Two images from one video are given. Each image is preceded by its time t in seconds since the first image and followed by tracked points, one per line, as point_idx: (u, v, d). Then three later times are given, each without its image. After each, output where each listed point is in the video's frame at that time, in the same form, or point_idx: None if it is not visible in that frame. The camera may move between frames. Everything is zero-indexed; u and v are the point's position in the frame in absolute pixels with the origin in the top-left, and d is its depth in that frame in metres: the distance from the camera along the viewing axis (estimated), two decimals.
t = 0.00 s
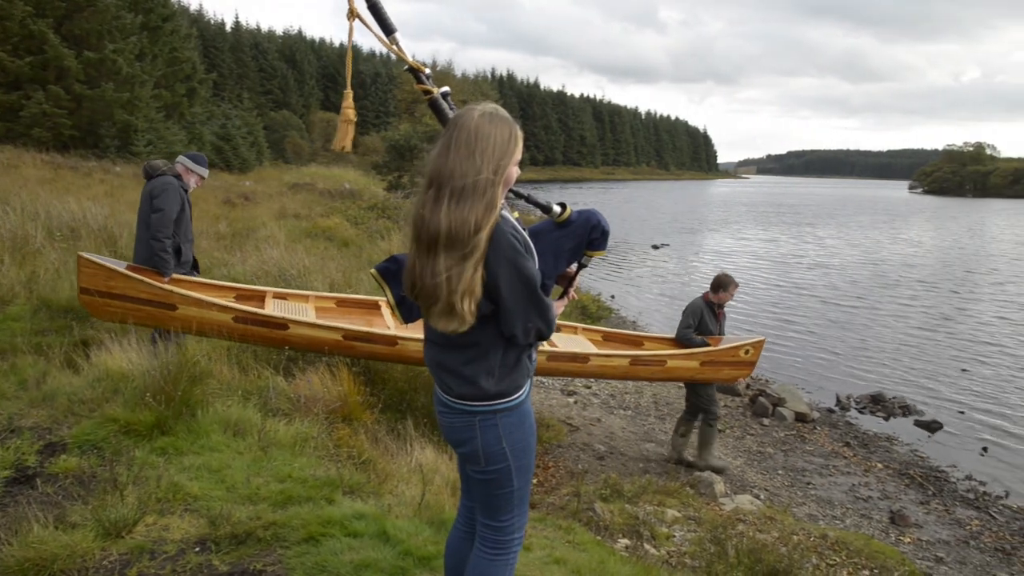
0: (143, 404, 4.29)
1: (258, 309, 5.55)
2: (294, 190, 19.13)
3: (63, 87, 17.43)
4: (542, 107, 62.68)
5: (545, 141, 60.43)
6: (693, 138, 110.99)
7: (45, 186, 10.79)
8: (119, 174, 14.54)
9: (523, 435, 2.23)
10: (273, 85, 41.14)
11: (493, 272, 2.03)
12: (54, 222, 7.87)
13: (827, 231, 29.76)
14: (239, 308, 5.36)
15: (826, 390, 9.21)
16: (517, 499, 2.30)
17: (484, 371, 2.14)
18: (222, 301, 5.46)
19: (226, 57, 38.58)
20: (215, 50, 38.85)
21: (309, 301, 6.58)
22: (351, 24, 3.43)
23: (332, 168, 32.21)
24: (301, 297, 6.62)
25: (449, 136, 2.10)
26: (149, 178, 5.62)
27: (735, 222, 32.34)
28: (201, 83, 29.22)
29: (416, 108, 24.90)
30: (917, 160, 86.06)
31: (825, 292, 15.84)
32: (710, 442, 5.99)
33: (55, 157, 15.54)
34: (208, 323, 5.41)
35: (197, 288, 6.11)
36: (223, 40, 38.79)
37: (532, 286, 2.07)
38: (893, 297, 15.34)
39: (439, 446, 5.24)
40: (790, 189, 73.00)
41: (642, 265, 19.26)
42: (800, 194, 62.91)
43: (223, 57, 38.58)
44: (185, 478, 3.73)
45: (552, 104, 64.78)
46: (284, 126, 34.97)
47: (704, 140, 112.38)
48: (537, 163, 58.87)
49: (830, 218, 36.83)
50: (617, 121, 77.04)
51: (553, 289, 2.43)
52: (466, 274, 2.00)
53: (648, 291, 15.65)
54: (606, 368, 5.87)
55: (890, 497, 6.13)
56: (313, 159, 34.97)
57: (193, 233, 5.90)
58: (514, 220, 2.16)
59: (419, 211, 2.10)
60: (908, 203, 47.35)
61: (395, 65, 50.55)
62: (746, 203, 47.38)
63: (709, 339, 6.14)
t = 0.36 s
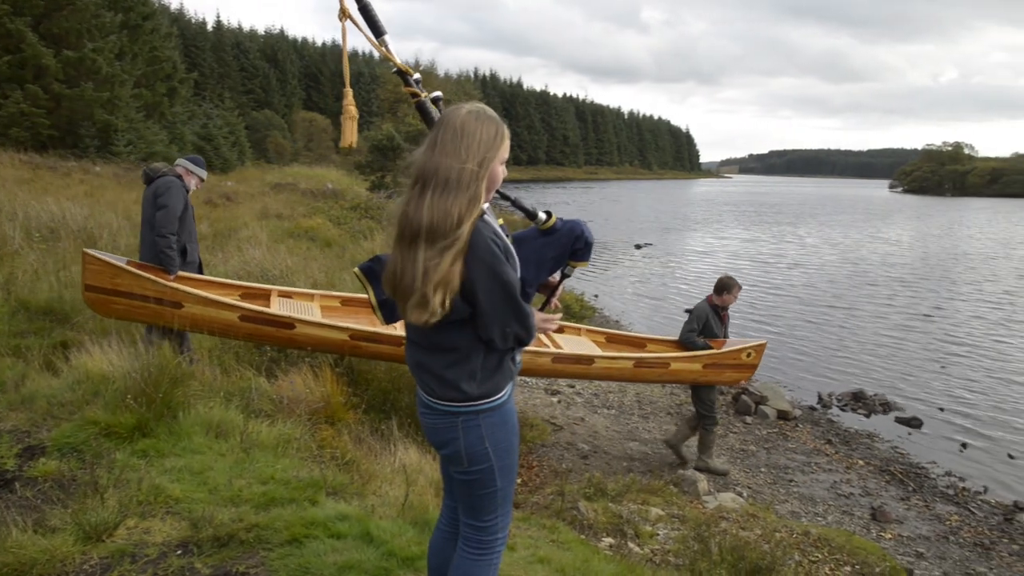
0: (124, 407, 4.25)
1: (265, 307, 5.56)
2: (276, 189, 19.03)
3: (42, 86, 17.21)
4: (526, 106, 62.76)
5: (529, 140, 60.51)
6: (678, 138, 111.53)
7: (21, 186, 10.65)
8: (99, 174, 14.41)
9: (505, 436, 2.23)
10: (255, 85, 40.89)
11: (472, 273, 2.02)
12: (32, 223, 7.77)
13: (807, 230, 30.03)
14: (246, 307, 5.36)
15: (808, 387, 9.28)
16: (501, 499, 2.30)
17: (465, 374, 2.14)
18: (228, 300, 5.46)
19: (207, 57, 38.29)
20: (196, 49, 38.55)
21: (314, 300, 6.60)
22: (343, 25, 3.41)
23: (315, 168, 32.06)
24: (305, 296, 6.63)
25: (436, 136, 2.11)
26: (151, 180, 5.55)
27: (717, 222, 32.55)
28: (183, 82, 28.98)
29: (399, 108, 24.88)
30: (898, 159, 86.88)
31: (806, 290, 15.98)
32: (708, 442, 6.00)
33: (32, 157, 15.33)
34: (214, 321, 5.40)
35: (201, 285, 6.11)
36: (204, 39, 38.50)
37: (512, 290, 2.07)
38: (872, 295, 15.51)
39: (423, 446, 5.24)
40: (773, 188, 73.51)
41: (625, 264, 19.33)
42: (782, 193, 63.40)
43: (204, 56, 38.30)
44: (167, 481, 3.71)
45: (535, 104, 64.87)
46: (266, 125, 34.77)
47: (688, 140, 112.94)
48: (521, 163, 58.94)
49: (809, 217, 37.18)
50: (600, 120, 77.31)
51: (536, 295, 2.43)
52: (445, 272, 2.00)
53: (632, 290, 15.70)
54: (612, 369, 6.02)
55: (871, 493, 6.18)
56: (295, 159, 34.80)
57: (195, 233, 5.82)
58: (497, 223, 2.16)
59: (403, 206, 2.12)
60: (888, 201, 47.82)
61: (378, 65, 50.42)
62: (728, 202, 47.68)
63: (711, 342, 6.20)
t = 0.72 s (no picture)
0: (96, 410, 4.19)
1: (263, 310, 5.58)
2: (251, 189, 18.93)
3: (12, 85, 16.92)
4: (503, 106, 62.85)
5: (506, 141, 60.62)
6: (657, 138, 112.25)
7: None
8: (70, 175, 14.19)
9: (480, 435, 2.23)
10: (231, 84, 40.57)
11: (447, 270, 2.03)
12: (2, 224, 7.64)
13: (780, 229, 30.39)
14: (245, 309, 5.37)
15: (784, 385, 9.37)
16: (475, 499, 2.29)
17: (439, 374, 2.14)
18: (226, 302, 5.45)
19: (181, 56, 37.99)
20: (170, 49, 38.17)
21: (312, 302, 6.60)
22: (322, 25, 3.39)
23: (291, 168, 31.82)
24: (303, 298, 6.61)
25: (413, 132, 2.11)
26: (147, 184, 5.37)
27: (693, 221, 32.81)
28: (156, 82, 28.61)
29: (376, 108, 24.83)
30: (873, 158, 88.08)
31: (781, 288, 16.15)
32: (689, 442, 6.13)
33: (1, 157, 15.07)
34: (213, 324, 5.38)
35: (197, 288, 6.08)
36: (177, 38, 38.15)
37: (485, 289, 2.08)
38: (846, 293, 15.72)
39: (400, 446, 5.23)
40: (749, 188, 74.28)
41: (602, 263, 19.41)
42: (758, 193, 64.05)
43: (178, 56, 38.00)
44: (140, 485, 3.66)
45: (510, 105, 64.99)
46: (242, 126, 34.54)
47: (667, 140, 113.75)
48: (498, 164, 59.05)
49: (782, 216, 37.63)
50: (577, 121, 77.67)
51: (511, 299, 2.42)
52: (421, 268, 2.00)
53: (609, 289, 15.77)
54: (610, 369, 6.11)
55: (846, 489, 6.26)
56: (271, 159, 34.57)
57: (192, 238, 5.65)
58: (472, 223, 2.16)
59: (378, 201, 2.10)
60: (860, 200, 48.52)
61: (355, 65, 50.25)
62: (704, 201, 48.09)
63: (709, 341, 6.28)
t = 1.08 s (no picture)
0: (76, 413, 4.15)
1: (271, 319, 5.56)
2: (232, 190, 18.83)
3: None
4: (485, 106, 62.94)
5: (488, 141, 60.70)
6: (643, 138, 112.71)
7: None
8: (48, 175, 14.04)
9: (462, 434, 2.22)
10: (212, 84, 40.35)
11: (429, 269, 2.02)
12: None
13: (761, 228, 30.64)
14: (255, 319, 5.37)
15: (767, 383, 9.42)
16: (457, 499, 2.29)
17: (421, 373, 2.14)
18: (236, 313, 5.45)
19: (161, 56, 37.71)
20: (150, 48, 37.94)
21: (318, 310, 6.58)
22: (298, 25, 3.37)
23: (273, 168, 31.64)
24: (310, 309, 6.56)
25: (390, 131, 2.09)
26: (149, 191, 5.24)
27: (674, 221, 33.00)
28: (137, 81, 28.39)
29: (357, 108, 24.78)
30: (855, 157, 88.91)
31: (761, 287, 16.28)
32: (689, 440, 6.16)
33: None
34: (222, 334, 5.38)
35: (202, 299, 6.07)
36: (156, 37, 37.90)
37: (466, 288, 2.08)
38: (825, 292, 15.88)
39: (383, 447, 5.22)
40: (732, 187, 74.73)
41: (585, 263, 19.48)
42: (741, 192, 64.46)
43: (158, 56, 37.71)
44: (121, 487, 3.63)
45: (494, 105, 65.08)
46: (222, 125, 34.36)
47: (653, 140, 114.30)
48: (482, 164, 59.11)
49: (762, 216, 37.96)
50: (560, 121, 77.91)
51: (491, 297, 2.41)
52: (403, 267, 1.99)
53: (591, 289, 15.83)
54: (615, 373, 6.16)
55: (827, 486, 6.31)
56: (252, 159, 34.42)
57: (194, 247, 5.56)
58: (451, 221, 2.15)
59: (356, 200, 2.08)
60: (840, 200, 48.98)
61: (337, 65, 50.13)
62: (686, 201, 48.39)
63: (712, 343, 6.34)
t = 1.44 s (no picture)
0: (58, 415, 4.12)
1: (278, 326, 5.62)
2: (217, 190, 18.75)
3: None
4: (471, 105, 62.99)
5: (474, 140, 60.76)
6: (630, 138, 113.05)
7: None
8: (29, 176, 13.94)
9: (446, 435, 2.21)
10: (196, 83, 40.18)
11: (411, 268, 2.01)
12: None
13: (744, 227, 30.85)
14: (261, 324, 5.42)
15: (753, 382, 9.47)
16: (443, 499, 2.28)
17: (405, 374, 2.13)
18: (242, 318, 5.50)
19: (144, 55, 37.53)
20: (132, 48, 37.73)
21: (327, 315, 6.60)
22: (274, 26, 3.36)
23: (257, 168, 31.46)
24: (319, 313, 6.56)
25: (369, 130, 2.07)
26: (152, 199, 5.28)
27: (659, 220, 33.15)
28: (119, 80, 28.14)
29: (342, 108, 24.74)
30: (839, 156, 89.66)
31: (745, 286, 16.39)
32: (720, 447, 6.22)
33: None
34: (228, 339, 5.43)
35: (210, 303, 6.13)
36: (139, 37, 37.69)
37: (449, 287, 2.07)
38: (809, 290, 16.00)
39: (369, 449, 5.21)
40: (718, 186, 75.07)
41: (571, 262, 19.53)
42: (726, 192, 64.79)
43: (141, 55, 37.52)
44: (104, 490, 3.61)
45: (480, 104, 65.14)
46: (206, 125, 34.22)
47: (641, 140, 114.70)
48: (469, 163, 59.14)
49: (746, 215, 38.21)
50: (545, 120, 78.09)
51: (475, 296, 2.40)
52: (384, 268, 1.98)
53: (576, 289, 15.87)
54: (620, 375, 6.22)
55: (812, 484, 6.35)
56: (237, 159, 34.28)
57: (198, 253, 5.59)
58: (433, 220, 2.14)
59: (337, 202, 2.07)
60: (824, 199, 49.33)
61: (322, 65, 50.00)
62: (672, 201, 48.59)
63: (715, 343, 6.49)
